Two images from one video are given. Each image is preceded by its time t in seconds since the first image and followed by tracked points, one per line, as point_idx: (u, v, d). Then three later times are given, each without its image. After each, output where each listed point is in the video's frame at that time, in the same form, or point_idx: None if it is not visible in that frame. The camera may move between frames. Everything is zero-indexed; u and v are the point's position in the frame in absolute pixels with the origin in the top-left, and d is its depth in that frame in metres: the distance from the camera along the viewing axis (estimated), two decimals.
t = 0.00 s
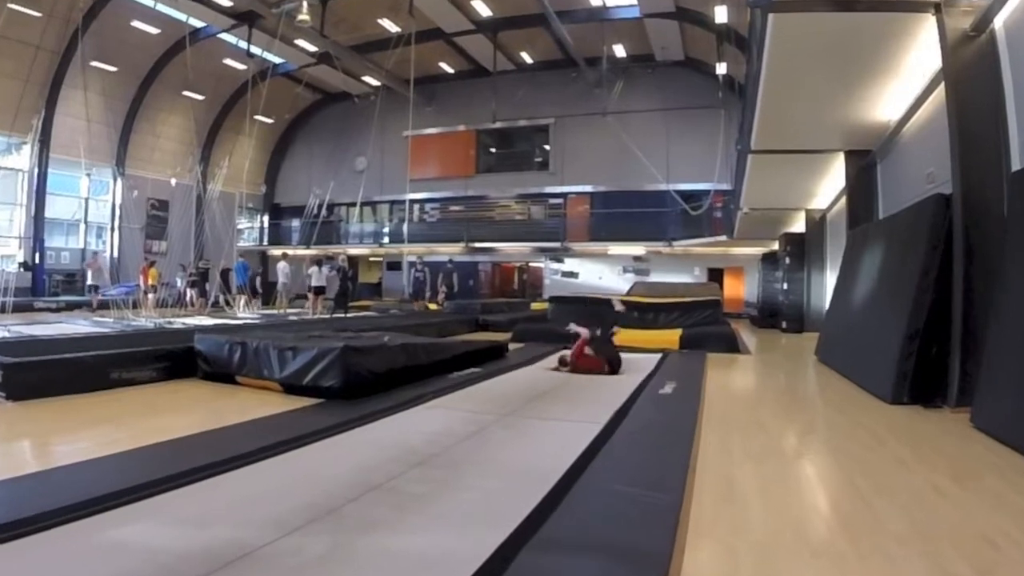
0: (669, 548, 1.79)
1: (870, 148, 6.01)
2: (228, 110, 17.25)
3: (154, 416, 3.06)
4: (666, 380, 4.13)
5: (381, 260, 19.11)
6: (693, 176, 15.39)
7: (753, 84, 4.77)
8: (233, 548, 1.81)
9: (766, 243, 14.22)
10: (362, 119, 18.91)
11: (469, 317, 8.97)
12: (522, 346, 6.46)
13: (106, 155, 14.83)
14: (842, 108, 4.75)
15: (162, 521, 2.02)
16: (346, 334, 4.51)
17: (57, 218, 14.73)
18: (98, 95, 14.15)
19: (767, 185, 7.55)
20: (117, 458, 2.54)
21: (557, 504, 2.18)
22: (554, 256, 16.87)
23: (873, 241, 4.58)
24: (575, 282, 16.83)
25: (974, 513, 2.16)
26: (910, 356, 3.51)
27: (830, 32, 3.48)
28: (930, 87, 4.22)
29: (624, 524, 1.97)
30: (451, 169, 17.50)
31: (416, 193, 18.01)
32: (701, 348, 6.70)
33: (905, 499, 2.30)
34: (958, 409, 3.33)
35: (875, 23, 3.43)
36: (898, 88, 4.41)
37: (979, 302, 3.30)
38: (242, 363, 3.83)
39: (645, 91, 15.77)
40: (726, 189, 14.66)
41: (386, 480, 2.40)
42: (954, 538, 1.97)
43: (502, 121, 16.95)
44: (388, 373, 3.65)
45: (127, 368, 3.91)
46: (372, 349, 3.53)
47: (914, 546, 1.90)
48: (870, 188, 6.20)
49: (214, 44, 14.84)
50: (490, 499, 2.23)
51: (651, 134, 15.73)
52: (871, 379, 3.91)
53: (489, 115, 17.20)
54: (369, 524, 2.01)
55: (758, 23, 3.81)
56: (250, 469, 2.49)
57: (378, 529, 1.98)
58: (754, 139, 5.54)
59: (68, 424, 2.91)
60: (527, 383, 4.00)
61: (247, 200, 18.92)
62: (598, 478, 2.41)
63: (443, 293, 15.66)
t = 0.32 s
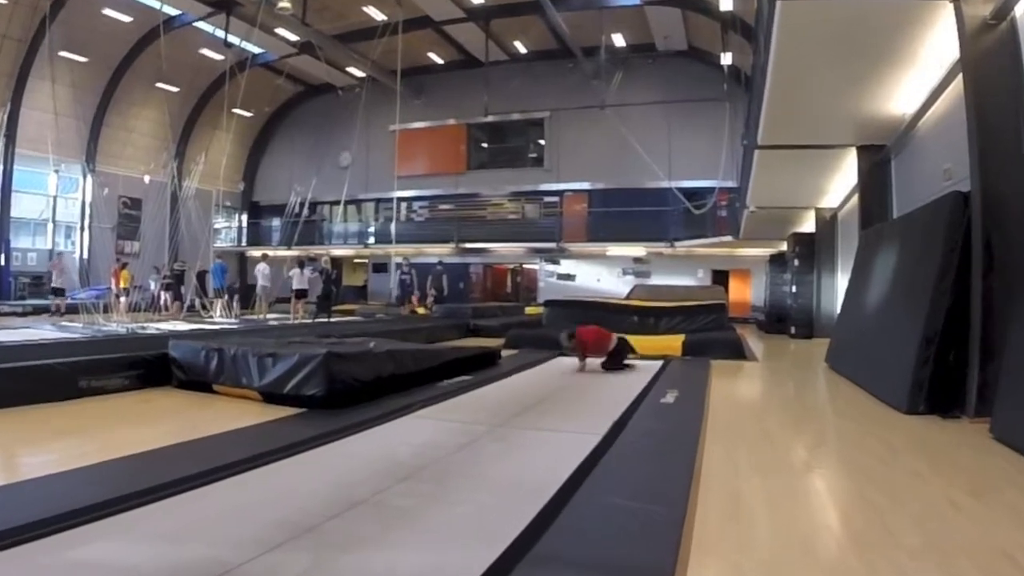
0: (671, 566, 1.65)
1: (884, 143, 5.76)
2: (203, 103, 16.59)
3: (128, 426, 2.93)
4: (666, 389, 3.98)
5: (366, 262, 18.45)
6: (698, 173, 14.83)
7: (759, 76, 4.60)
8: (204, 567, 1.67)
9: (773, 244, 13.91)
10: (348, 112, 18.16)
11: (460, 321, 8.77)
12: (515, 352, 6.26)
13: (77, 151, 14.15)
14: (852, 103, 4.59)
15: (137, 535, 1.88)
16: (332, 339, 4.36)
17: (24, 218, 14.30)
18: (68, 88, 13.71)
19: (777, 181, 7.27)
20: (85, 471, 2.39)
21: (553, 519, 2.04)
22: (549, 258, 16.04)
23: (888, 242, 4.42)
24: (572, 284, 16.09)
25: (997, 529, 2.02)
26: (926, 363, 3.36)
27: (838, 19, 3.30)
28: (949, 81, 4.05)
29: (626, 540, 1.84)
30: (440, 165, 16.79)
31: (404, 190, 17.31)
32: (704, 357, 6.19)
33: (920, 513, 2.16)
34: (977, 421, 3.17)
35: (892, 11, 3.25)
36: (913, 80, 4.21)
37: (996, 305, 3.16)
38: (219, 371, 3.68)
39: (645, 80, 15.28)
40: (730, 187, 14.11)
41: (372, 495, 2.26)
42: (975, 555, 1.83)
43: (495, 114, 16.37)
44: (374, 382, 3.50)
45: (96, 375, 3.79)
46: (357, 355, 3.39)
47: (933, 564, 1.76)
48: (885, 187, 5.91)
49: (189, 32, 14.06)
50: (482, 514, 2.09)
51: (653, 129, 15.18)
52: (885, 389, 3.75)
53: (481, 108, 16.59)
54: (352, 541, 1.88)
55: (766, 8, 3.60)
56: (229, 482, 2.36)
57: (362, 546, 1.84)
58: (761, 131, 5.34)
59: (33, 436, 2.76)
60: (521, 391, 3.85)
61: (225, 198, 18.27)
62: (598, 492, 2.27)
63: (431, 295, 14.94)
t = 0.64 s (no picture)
0: None
1: (898, 138, 5.58)
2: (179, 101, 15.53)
3: (102, 437, 2.80)
4: (667, 398, 3.82)
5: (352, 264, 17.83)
6: (700, 170, 14.03)
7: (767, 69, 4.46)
8: None
9: (779, 245, 13.52)
10: (331, 106, 17.29)
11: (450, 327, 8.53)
12: (509, 359, 6.07)
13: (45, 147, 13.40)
14: (862, 97, 4.47)
15: (112, 551, 1.77)
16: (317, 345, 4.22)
17: None
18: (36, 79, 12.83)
19: (784, 178, 7.04)
20: (51, 483, 2.25)
21: (548, 535, 1.91)
22: (544, 259, 15.48)
23: (902, 244, 4.29)
24: (567, 287, 15.40)
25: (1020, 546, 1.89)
26: (943, 371, 3.23)
27: (841, 15, 3.22)
28: (965, 76, 3.94)
29: (628, 557, 1.71)
30: (428, 161, 16.01)
31: (392, 188, 16.57)
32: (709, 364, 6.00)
33: (937, 528, 2.03)
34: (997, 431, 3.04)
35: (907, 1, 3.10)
36: (928, 73, 4.05)
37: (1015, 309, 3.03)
38: (195, 379, 3.55)
39: (645, 72, 14.52)
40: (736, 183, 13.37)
41: (358, 509, 2.13)
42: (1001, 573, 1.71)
43: (487, 107, 15.64)
44: (359, 391, 3.38)
45: (67, 385, 3.68)
46: (341, 363, 3.26)
47: None
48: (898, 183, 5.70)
49: (164, 22, 13.16)
50: (473, 530, 1.95)
51: (653, 124, 14.44)
52: (899, 399, 3.61)
53: (473, 101, 15.83)
54: (334, 559, 1.75)
55: None
56: (206, 495, 2.22)
57: (345, 564, 1.71)
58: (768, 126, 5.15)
59: None
60: (514, 400, 3.70)
61: (203, 196, 17.45)
62: (597, 506, 2.14)
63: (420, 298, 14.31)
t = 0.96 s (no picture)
0: None
1: (913, 133, 5.43)
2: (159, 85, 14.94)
3: (74, 448, 2.67)
4: (669, 407, 3.70)
5: (337, 266, 17.52)
6: (703, 168, 13.84)
7: (773, 62, 4.34)
8: None
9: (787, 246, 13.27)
10: (316, 99, 16.94)
11: (441, 332, 8.37)
12: (503, 367, 5.90)
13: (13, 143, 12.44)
14: (871, 91, 4.37)
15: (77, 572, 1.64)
16: (301, 351, 4.10)
17: None
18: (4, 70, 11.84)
19: (792, 175, 6.89)
20: (17, 498, 2.12)
21: (543, 552, 1.79)
22: (539, 261, 15.21)
23: (917, 244, 4.17)
24: (564, 289, 15.17)
25: None
26: (958, 378, 3.11)
27: (847, 10, 3.16)
28: (981, 68, 3.84)
29: None
30: (418, 157, 15.78)
31: (379, 185, 16.29)
32: (715, 368, 5.86)
33: (955, 542, 1.93)
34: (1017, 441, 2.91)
35: None
36: (945, 66, 3.93)
37: None
38: (171, 387, 3.43)
39: (643, 65, 14.31)
40: (741, 181, 13.18)
41: (343, 524, 2.01)
42: None
43: (479, 101, 15.39)
44: (345, 399, 3.27)
45: (37, 393, 3.58)
46: (326, 370, 3.17)
47: None
48: (913, 178, 5.59)
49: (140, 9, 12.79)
50: (463, 545, 1.83)
51: (652, 118, 14.19)
52: (914, 407, 3.48)
53: (465, 95, 15.56)
54: None
55: None
56: (182, 510, 2.10)
57: None
58: (777, 121, 5.00)
59: None
60: (507, 409, 3.58)
61: (179, 194, 16.91)
62: (597, 520, 2.02)
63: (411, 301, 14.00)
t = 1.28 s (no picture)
0: None
1: (927, 128, 5.32)
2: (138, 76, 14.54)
3: (48, 459, 2.56)
4: (670, 415, 3.59)
5: (323, 269, 17.37)
6: (706, 165, 13.72)
7: (779, 53, 4.23)
8: None
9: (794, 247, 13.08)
10: (301, 91, 16.81)
11: (432, 337, 8.25)
12: (496, 373, 5.78)
13: None
14: (883, 84, 4.27)
15: None
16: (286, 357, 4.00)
17: None
18: None
19: (799, 173, 6.79)
20: None
21: (539, 567, 1.68)
22: (534, 263, 15.09)
23: (930, 245, 4.06)
24: (561, 292, 15.06)
25: None
26: (975, 386, 2.99)
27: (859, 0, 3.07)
28: (997, 61, 3.74)
29: None
30: (407, 154, 15.69)
31: (365, 183, 16.14)
32: (719, 373, 5.75)
33: (975, 556, 1.82)
34: None
35: None
36: (959, 58, 3.82)
37: None
38: (148, 395, 3.33)
39: (643, 58, 14.24)
40: (746, 178, 13.09)
41: (329, 538, 1.90)
42: None
43: (470, 95, 15.29)
44: (330, 407, 3.16)
45: (8, 401, 3.49)
46: (310, 377, 3.08)
47: None
48: (927, 175, 5.48)
49: None
50: (453, 560, 1.73)
51: (649, 111, 14.10)
52: (926, 416, 3.37)
53: (456, 88, 15.45)
54: None
55: None
56: (158, 523, 1.98)
57: None
58: (784, 115, 4.90)
59: None
60: (502, 418, 3.48)
61: (157, 192, 16.69)
62: (597, 534, 1.91)
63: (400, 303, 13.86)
